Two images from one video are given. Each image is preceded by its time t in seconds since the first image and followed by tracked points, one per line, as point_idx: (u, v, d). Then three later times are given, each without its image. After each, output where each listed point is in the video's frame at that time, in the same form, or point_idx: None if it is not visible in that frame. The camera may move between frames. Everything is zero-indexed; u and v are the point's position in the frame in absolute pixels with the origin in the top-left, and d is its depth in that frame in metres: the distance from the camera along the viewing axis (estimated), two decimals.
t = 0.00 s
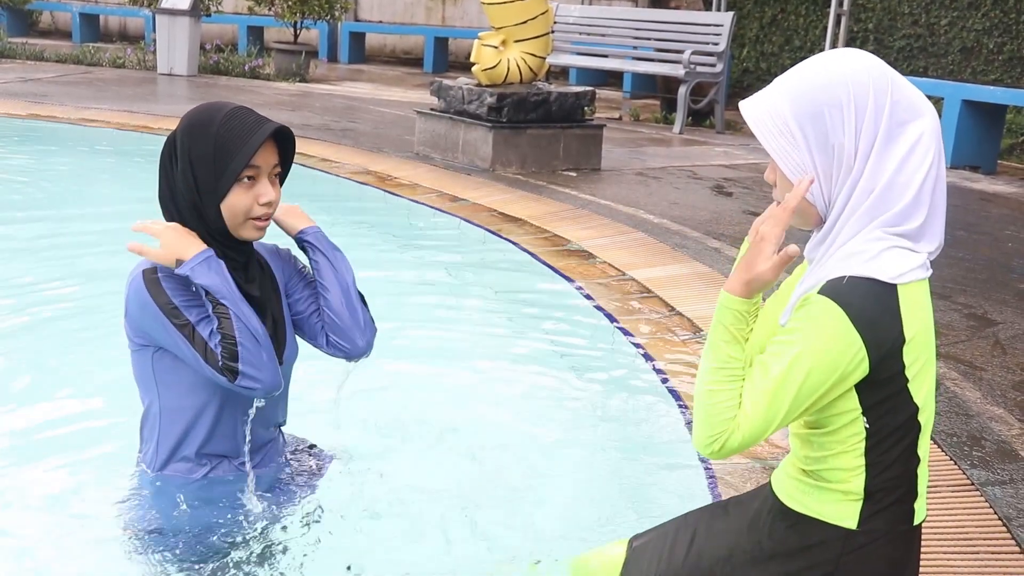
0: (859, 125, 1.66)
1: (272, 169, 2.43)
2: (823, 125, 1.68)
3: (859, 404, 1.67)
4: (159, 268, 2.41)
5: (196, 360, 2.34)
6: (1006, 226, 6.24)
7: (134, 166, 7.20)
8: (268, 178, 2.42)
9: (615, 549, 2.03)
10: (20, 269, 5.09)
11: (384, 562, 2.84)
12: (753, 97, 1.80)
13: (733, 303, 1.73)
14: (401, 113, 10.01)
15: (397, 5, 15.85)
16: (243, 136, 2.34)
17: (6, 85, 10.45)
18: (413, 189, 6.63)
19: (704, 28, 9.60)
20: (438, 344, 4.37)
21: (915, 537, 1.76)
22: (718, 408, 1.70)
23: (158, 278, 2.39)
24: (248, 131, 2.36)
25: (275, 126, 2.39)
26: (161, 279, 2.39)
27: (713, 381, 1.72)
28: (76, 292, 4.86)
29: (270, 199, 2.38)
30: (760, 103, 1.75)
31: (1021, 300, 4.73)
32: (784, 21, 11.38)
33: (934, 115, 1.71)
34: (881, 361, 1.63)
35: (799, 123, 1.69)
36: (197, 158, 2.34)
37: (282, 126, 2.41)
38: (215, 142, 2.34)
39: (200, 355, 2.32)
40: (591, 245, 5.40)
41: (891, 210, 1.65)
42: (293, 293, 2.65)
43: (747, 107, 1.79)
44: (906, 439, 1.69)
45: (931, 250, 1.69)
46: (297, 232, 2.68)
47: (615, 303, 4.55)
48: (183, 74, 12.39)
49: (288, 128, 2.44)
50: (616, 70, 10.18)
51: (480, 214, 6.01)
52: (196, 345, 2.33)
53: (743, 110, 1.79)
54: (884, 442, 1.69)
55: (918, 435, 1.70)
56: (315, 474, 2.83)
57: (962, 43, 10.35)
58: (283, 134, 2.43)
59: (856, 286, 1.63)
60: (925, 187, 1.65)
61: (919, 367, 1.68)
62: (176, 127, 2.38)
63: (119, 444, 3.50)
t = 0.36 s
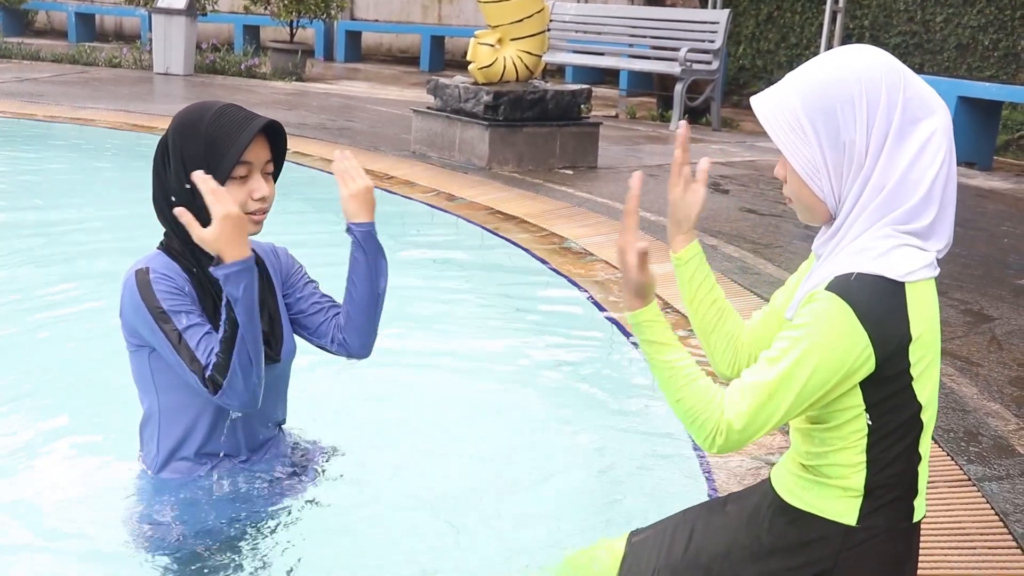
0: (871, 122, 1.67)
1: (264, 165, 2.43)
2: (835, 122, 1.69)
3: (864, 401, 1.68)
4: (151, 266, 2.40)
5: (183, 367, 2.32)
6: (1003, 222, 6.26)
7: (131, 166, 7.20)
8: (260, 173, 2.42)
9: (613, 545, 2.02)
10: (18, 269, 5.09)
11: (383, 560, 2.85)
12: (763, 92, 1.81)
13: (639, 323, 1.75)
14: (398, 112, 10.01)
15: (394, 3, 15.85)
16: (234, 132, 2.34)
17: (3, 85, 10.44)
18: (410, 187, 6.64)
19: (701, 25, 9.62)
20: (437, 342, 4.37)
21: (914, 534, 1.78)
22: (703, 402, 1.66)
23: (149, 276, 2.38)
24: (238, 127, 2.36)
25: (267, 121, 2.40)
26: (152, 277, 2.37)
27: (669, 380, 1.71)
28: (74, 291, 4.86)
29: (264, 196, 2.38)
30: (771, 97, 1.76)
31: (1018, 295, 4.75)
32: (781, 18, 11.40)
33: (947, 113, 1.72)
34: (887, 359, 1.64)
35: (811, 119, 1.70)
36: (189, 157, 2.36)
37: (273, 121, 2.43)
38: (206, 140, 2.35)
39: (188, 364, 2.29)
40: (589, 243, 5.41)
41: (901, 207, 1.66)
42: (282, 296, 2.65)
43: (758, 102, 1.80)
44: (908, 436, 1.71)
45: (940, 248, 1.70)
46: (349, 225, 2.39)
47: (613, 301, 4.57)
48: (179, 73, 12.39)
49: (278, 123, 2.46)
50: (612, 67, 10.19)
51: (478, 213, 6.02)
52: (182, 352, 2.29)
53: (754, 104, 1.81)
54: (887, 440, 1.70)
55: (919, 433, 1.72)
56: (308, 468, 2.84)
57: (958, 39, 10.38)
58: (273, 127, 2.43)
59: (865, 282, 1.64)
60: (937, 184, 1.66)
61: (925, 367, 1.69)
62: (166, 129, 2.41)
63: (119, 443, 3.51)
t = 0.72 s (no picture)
0: (869, 126, 1.68)
1: (268, 164, 2.44)
2: (834, 125, 1.70)
3: (864, 406, 1.68)
4: (153, 270, 2.36)
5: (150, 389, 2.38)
6: (1002, 225, 6.26)
7: (131, 166, 7.20)
8: (264, 172, 2.43)
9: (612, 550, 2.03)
10: (17, 269, 5.09)
11: (381, 561, 2.85)
12: (764, 94, 1.80)
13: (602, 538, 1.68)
14: (398, 113, 10.02)
15: (394, 4, 15.87)
16: (237, 133, 2.35)
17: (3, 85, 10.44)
18: (410, 188, 6.65)
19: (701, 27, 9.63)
20: (436, 342, 4.37)
21: (911, 537, 1.78)
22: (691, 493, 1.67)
23: (149, 281, 2.34)
24: (240, 127, 2.36)
25: (270, 120, 2.40)
26: (150, 283, 2.34)
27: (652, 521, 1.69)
28: (74, 291, 4.87)
29: (270, 194, 2.39)
30: (771, 99, 1.76)
31: (1017, 298, 4.75)
32: (781, 20, 11.41)
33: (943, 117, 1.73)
34: (890, 361, 1.65)
35: (810, 122, 1.70)
36: (194, 158, 2.36)
37: (277, 120, 2.43)
38: (208, 141, 2.35)
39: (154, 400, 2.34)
40: (588, 245, 5.41)
41: (899, 211, 1.67)
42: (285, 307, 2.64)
43: (756, 105, 1.80)
44: (906, 440, 1.71)
45: (937, 252, 1.71)
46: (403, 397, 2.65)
47: (611, 302, 4.57)
48: (180, 73, 12.39)
49: (282, 122, 2.45)
50: (612, 69, 10.20)
51: (477, 214, 6.02)
52: (155, 386, 2.33)
53: (753, 107, 1.80)
54: (887, 444, 1.71)
55: (917, 437, 1.72)
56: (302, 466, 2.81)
57: (958, 42, 10.38)
58: (276, 127, 2.44)
59: (863, 289, 1.65)
60: (934, 189, 1.66)
61: (924, 370, 1.70)
62: (169, 130, 2.41)
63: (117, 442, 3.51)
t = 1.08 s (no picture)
0: (839, 130, 1.68)
1: (284, 170, 2.44)
2: (803, 131, 1.71)
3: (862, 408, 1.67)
4: (160, 271, 2.36)
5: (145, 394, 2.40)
6: (1003, 226, 6.26)
7: (133, 165, 7.21)
8: (280, 178, 2.43)
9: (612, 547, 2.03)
10: (20, 268, 5.09)
11: (383, 561, 2.86)
12: (737, 103, 1.83)
13: None
14: (400, 113, 10.02)
15: (396, 4, 15.87)
16: (255, 137, 2.36)
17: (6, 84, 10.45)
18: (412, 187, 6.65)
19: (703, 27, 9.63)
20: (437, 341, 4.37)
21: (912, 536, 1.79)
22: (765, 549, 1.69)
23: (156, 283, 2.34)
24: (259, 131, 2.37)
25: (289, 127, 2.40)
26: (157, 284, 2.33)
27: None
28: (76, 290, 4.87)
29: (283, 200, 2.39)
30: (743, 110, 1.78)
31: (1018, 299, 4.75)
32: (783, 20, 11.42)
33: (916, 118, 1.72)
34: (885, 356, 1.64)
35: (780, 129, 1.72)
36: (210, 160, 2.36)
37: (296, 128, 2.43)
38: (227, 143, 2.36)
39: (153, 402, 2.36)
40: (589, 245, 5.41)
41: (873, 214, 1.67)
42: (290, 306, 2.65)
43: (730, 116, 1.83)
44: (905, 438, 1.71)
45: (918, 249, 1.72)
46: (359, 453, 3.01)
47: (613, 303, 4.57)
48: (182, 73, 12.40)
49: (301, 131, 2.46)
50: (614, 69, 10.20)
51: (479, 214, 6.02)
52: (152, 389, 2.35)
53: (726, 117, 1.83)
54: (883, 444, 1.71)
55: (916, 436, 1.72)
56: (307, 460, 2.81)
57: (960, 42, 10.37)
58: (295, 135, 2.45)
59: (844, 291, 1.65)
60: (907, 190, 1.66)
61: (915, 367, 1.68)
62: (187, 130, 2.40)
63: (120, 440, 3.52)
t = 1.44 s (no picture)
0: (831, 129, 1.69)
1: (284, 171, 2.45)
2: (797, 130, 1.71)
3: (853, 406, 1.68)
4: (164, 274, 2.36)
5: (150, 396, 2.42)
6: (1005, 226, 6.26)
7: (136, 166, 7.22)
8: (280, 179, 2.44)
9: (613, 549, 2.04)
10: (21, 270, 5.09)
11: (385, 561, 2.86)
12: (730, 102, 1.84)
13: None
14: (401, 114, 10.02)
15: (398, 5, 15.88)
16: (256, 138, 2.36)
17: (7, 86, 10.45)
18: (414, 188, 6.66)
19: (704, 28, 9.63)
20: (437, 342, 4.37)
21: (909, 534, 1.79)
22: (758, 555, 1.67)
23: (160, 285, 2.34)
24: (260, 134, 2.37)
25: (287, 128, 2.41)
26: (161, 287, 2.34)
27: None
28: (78, 292, 4.87)
29: (284, 201, 2.40)
30: (736, 107, 1.79)
31: (1019, 299, 4.76)
32: (784, 21, 11.42)
33: (908, 118, 1.73)
34: (875, 355, 1.64)
35: (774, 128, 1.73)
36: (209, 163, 2.36)
37: (295, 128, 2.43)
38: (226, 145, 2.36)
39: (159, 406, 2.37)
40: (590, 246, 5.41)
41: (865, 213, 1.68)
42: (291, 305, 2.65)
43: (723, 113, 1.83)
44: (899, 435, 1.71)
45: (910, 249, 1.72)
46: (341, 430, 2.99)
47: (614, 303, 4.57)
48: (183, 74, 12.40)
49: (300, 131, 2.47)
50: (615, 70, 10.21)
51: (480, 215, 6.02)
52: (159, 393, 2.36)
53: (719, 116, 1.84)
54: (878, 442, 1.71)
55: (910, 434, 1.72)
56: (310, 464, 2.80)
57: (962, 42, 10.36)
58: (295, 135, 2.45)
59: (835, 290, 1.65)
60: (900, 190, 1.67)
61: (907, 364, 1.68)
62: (186, 133, 2.40)
63: (122, 442, 3.52)
